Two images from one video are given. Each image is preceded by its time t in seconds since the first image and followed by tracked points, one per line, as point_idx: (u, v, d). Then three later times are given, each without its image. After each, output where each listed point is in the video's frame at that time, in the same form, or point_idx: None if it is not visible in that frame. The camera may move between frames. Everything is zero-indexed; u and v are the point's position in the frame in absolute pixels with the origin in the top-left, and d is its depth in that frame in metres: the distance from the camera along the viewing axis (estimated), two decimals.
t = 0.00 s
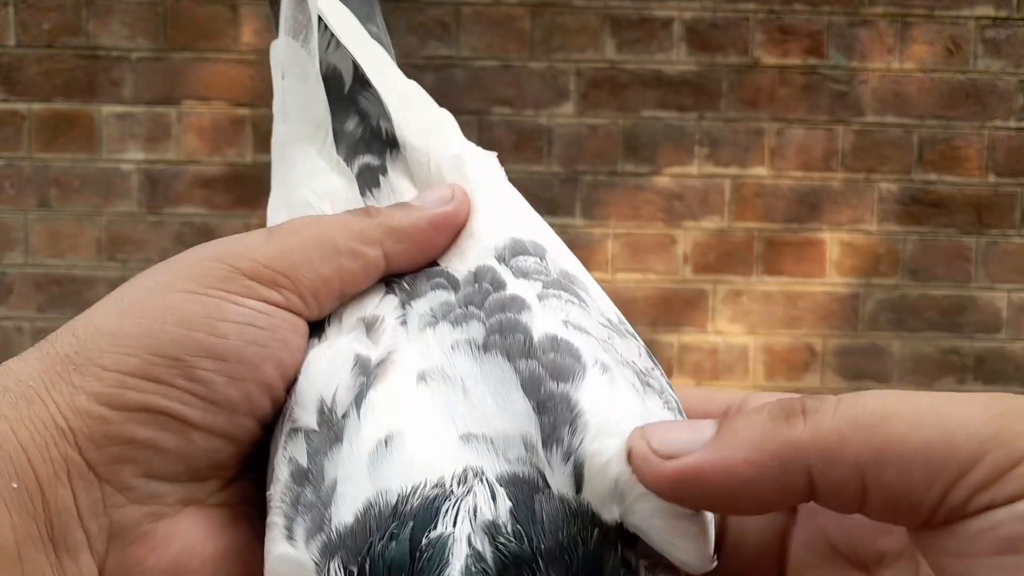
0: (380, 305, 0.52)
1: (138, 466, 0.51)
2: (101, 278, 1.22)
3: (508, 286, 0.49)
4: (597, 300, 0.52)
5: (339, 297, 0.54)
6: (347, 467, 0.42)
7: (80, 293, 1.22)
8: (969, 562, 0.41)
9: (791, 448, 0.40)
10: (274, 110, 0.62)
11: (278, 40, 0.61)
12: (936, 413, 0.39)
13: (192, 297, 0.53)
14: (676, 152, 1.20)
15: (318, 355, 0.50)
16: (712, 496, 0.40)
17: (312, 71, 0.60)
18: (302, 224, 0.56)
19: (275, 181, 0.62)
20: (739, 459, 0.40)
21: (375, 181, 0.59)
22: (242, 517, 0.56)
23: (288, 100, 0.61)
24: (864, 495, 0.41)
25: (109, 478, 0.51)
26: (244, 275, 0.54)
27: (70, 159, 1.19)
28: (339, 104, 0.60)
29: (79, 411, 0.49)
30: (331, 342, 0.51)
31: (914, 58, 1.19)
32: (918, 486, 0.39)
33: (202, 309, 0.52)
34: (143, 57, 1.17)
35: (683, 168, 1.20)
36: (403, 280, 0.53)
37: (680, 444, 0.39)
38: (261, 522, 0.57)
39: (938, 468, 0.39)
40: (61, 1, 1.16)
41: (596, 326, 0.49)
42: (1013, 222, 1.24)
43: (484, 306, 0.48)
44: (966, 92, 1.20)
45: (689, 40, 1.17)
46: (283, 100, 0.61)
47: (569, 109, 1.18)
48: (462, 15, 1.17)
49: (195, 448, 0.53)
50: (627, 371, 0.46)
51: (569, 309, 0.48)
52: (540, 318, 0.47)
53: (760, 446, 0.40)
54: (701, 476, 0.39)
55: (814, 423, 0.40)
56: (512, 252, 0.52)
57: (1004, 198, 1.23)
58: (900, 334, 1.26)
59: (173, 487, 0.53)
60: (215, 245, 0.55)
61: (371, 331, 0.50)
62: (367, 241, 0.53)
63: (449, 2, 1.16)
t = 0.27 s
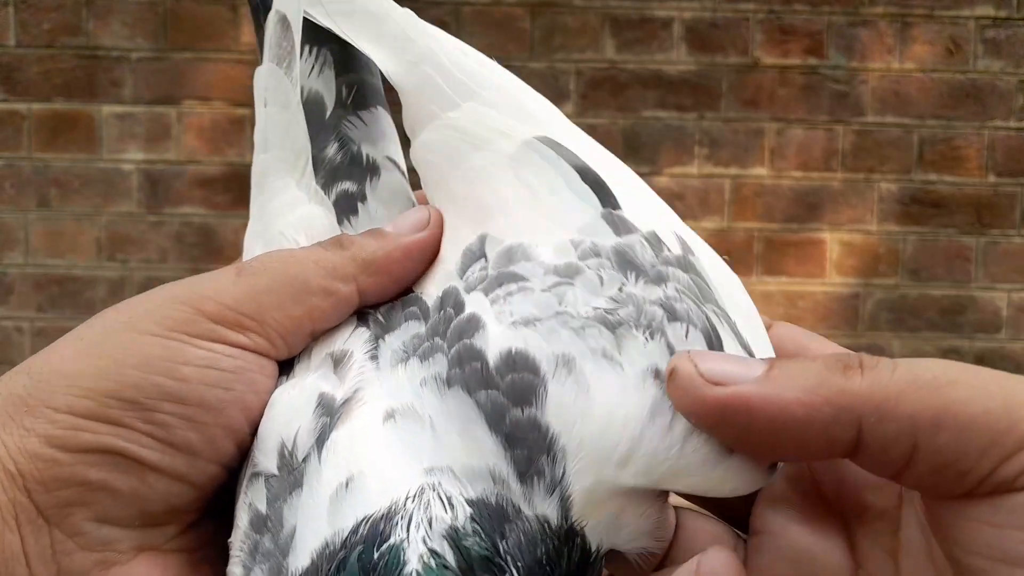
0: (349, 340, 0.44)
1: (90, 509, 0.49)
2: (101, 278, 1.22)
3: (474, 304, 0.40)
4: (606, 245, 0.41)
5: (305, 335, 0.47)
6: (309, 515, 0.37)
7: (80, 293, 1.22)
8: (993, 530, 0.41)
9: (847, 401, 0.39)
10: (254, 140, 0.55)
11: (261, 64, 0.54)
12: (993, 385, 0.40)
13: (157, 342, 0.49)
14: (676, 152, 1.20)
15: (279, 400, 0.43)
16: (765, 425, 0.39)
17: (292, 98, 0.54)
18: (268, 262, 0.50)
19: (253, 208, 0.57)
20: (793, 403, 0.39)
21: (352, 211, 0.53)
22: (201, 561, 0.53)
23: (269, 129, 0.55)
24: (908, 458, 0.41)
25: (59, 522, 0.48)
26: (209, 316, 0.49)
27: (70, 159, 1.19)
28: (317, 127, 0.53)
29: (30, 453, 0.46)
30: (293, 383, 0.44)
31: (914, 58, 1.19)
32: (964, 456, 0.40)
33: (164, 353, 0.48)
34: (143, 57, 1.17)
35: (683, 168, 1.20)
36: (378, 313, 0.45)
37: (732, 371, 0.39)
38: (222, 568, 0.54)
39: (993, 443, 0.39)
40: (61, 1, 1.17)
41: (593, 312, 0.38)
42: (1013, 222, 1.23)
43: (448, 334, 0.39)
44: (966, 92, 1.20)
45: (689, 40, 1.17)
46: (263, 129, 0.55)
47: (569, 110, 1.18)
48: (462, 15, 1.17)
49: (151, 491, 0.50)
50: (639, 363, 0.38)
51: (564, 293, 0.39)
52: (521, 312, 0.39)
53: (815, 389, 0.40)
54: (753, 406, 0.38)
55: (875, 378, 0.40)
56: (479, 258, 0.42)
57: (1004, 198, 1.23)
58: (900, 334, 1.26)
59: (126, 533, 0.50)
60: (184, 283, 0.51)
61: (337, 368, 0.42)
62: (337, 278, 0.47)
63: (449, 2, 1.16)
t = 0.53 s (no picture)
0: (314, 404, 0.42)
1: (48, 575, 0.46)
2: (100, 278, 1.22)
3: (447, 372, 0.38)
4: (583, 301, 0.39)
5: (271, 398, 0.46)
6: None
7: (79, 293, 1.22)
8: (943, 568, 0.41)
9: (792, 448, 0.40)
10: (228, 185, 0.53)
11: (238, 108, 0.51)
12: (931, 424, 0.39)
13: (127, 406, 0.47)
14: (676, 152, 1.20)
15: (245, 461, 0.41)
16: (717, 480, 0.38)
17: (270, 147, 0.51)
18: (239, 323, 0.49)
19: (222, 259, 0.54)
20: (745, 449, 0.39)
21: (322, 266, 0.53)
22: None
23: (243, 176, 0.52)
24: (854, 498, 0.41)
25: None
26: (179, 379, 0.48)
27: (69, 159, 1.19)
28: (295, 182, 0.51)
29: None
30: (259, 445, 0.42)
31: (914, 58, 1.19)
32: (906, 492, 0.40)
33: (134, 417, 0.47)
34: (143, 57, 1.17)
35: (683, 168, 1.20)
36: (346, 372, 0.44)
37: (682, 415, 0.37)
38: None
39: (929, 480, 0.39)
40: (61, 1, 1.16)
41: (571, 380, 0.37)
42: (1013, 222, 1.23)
43: (421, 404, 0.37)
44: (966, 92, 1.20)
45: (689, 40, 1.17)
46: (238, 174, 0.52)
47: (569, 109, 1.18)
48: (462, 15, 1.17)
49: (111, 557, 0.48)
50: (614, 429, 0.36)
51: (541, 361, 0.38)
52: (501, 380, 0.37)
53: (761, 436, 0.40)
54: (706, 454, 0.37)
55: (819, 423, 0.40)
56: (455, 325, 0.40)
57: (1004, 197, 1.23)
58: (900, 334, 1.26)
59: None
60: (157, 343, 0.51)
61: (303, 433, 0.40)
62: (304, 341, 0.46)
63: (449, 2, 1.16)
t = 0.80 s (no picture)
0: (253, 487, 0.44)
1: None
2: (100, 278, 1.22)
3: (395, 460, 0.41)
4: (525, 385, 0.42)
5: (210, 481, 0.48)
6: None
7: (79, 293, 1.22)
8: None
9: (766, 515, 0.45)
10: (175, 266, 0.57)
11: (184, 190, 0.57)
12: (894, 504, 0.45)
13: (65, 496, 0.51)
14: (676, 152, 1.20)
15: (187, 546, 0.43)
16: (696, 533, 0.43)
17: (217, 226, 0.57)
18: (179, 410, 0.51)
19: (169, 340, 0.58)
20: (725, 509, 0.44)
21: (266, 343, 0.54)
22: None
23: (190, 254, 0.57)
24: (816, 565, 0.46)
25: None
26: (118, 469, 0.51)
27: (69, 159, 1.19)
28: (241, 260, 0.56)
29: None
30: (201, 529, 0.45)
31: (914, 58, 1.19)
32: (862, 565, 0.44)
33: (73, 506, 0.51)
34: (143, 57, 1.17)
35: (683, 168, 1.20)
36: (287, 455, 0.46)
37: (676, 468, 0.41)
38: None
39: (884, 554, 0.44)
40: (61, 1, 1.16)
41: (521, 465, 0.40)
42: (1014, 222, 1.23)
43: (370, 493, 0.40)
44: (966, 92, 1.20)
45: (689, 40, 1.18)
46: (184, 254, 0.57)
47: (569, 109, 1.18)
48: (462, 15, 1.17)
49: None
50: (565, 510, 0.39)
51: (492, 447, 0.41)
52: (457, 470, 0.40)
53: (740, 501, 0.45)
54: (688, 506, 0.41)
55: (794, 495, 0.45)
56: (405, 420, 0.43)
57: (1004, 197, 1.23)
58: (900, 334, 1.26)
59: None
60: (100, 429, 0.53)
61: (243, 518, 0.43)
62: (241, 425, 0.48)
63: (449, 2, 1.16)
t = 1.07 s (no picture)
0: (229, 507, 0.48)
1: None
2: (100, 278, 1.22)
3: (373, 481, 0.46)
4: (492, 400, 0.49)
5: (187, 501, 0.50)
6: None
7: (79, 293, 1.22)
8: None
9: (724, 499, 0.50)
10: (150, 288, 0.60)
11: (160, 211, 0.60)
12: (838, 498, 0.49)
13: (38, 520, 0.50)
14: (676, 151, 1.20)
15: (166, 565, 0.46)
16: (662, 509, 0.49)
17: (192, 248, 0.60)
18: (155, 433, 0.52)
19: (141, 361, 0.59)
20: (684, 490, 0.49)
21: (240, 364, 0.57)
22: None
23: (165, 275, 0.59)
24: (767, 550, 0.51)
25: None
26: (93, 492, 0.51)
27: (69, 158, 1.19)
28: (215, 281, 0.59)
29: None
30: (177, 550, 0.47)
31: (914, 58, 1.19)
32: (805, 550, 0.49)
33: (47, 530, 0.50)
34: (143, 57, 1.17)
35: (683, 168, 1.20)
36: (260, 475, 0.50)
37: (648, 455, 0.49)
38: None
39: (825, 540, 0.48)
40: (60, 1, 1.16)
41: (498, 477, 0.46)
42: (1013, 223, 1.23)
43: (352, 513, 0.45)
44: (966, 92, 1.20)
45: (689, 40, 1.18)
46: (160, 277, 0.59)
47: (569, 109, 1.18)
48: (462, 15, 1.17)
49: None
50: (541, 517, 0.46)
51: (468, 463, 0.47)
52: (439, 487, 0.46)
53: (702, 488, 0.50)
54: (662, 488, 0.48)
55: (750, 485, 0.50)
56: (381, 444, 0.49)
57: (1004, 197, 1.23)
58: (900, 334, 1.26)
59: None
60: (72, 453, 0.53)
61: (218, 537, 0.46)
62: (218, 448, 0.50)
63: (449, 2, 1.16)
